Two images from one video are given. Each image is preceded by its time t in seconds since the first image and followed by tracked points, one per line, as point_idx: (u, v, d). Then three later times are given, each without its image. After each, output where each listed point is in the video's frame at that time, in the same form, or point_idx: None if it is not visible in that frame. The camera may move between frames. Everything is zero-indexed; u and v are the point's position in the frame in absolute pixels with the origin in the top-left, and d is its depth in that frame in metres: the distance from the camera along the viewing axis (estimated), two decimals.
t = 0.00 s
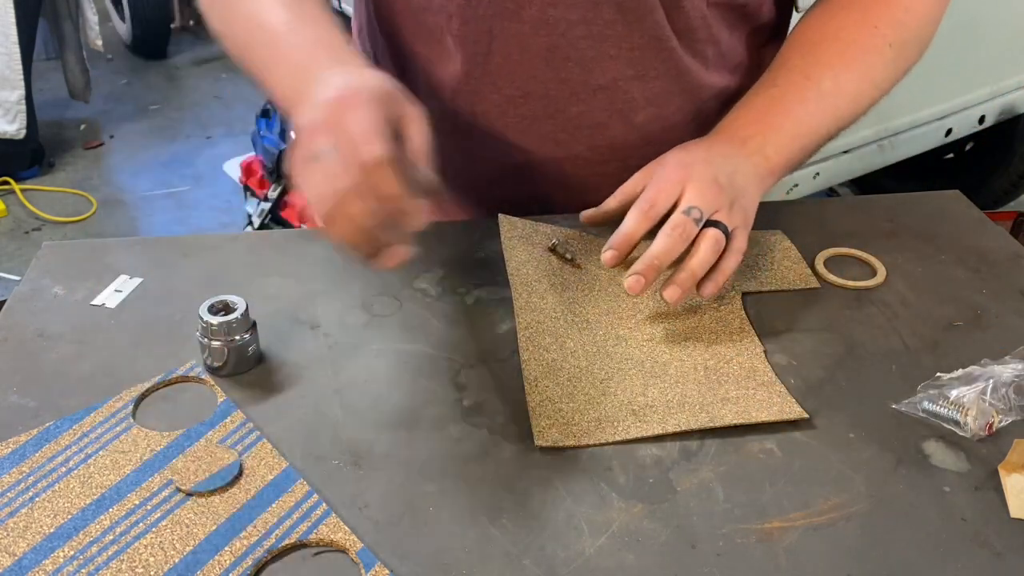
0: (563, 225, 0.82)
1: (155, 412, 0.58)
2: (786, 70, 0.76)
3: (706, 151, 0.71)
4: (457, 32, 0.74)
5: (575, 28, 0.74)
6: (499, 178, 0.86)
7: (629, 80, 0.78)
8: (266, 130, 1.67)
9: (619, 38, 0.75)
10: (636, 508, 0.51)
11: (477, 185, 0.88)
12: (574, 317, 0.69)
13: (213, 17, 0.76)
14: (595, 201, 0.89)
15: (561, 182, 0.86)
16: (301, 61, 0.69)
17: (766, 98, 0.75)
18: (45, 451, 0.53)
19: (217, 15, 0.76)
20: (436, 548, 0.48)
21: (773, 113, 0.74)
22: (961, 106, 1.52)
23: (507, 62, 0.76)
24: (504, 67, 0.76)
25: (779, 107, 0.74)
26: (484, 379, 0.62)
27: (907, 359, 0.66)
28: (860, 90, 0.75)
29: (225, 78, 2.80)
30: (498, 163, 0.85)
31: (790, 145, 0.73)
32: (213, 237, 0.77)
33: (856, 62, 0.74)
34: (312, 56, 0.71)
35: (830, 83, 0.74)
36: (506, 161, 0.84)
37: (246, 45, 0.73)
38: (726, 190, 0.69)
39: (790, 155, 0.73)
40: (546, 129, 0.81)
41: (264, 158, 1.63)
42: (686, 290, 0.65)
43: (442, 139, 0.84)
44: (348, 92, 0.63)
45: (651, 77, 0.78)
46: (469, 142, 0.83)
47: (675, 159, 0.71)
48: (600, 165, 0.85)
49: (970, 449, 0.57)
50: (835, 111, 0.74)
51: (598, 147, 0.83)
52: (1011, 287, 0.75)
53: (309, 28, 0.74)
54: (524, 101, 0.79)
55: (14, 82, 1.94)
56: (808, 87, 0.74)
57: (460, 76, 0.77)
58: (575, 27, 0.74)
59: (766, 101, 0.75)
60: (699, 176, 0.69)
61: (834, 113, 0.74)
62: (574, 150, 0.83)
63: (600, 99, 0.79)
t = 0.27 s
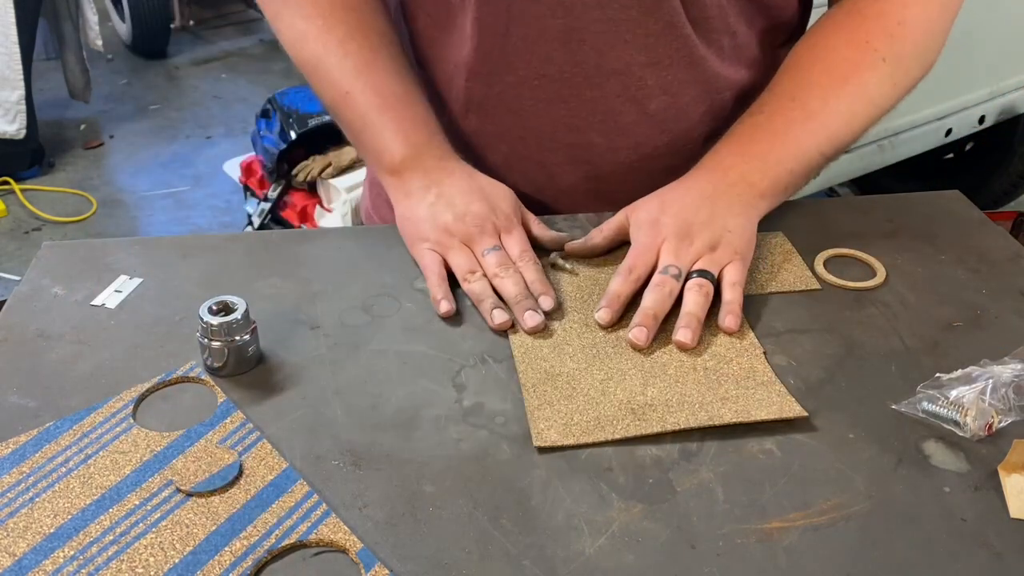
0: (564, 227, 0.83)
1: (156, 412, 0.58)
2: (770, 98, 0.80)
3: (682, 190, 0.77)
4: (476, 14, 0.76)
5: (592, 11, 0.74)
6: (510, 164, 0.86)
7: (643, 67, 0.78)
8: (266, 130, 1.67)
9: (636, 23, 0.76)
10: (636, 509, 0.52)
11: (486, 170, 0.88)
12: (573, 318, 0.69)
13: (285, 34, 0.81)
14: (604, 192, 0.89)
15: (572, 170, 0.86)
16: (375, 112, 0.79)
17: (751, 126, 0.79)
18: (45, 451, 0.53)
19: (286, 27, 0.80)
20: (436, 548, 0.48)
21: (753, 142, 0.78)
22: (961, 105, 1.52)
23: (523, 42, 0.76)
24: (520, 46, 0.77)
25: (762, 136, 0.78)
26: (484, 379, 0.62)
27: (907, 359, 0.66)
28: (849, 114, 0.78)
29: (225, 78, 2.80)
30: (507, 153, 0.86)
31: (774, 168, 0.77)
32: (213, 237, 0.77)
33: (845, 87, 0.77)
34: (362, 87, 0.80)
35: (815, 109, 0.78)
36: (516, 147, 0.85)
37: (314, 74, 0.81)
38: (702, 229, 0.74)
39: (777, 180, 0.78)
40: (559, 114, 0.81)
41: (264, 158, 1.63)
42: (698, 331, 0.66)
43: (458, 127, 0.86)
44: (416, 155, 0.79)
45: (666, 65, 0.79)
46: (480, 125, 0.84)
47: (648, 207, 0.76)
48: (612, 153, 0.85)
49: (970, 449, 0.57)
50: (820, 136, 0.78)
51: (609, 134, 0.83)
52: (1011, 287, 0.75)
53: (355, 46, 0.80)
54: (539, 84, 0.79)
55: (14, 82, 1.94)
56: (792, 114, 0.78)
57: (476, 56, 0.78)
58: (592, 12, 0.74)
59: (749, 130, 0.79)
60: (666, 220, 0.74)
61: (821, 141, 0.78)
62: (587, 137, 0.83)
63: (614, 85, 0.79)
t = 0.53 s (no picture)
0: (564, 227, 0.83)
1: (156, 412, 0.58)
2: (769, 96, 0.80)
3: (680, 191, 0.77)
4: (499, 6, 0.77)
5: (616, 2, 0.76)
6: (534, 156, 0.87)
7: (666, 56, 0.80)
8: (266, 130, 1.67)
9: (659, 13, 0.77)
10: (636, 509, 0.52)
11: (509, 163, 0.89)
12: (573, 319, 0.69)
13: (295, 31, 0.81)
14: (627, 181, 0.90)
15: (596, 161, 0.87)
16: (381, 112, 0.80)
17: (751, 125, 0.79)
18: (45, 452, 0.53)
19: (296, 24, 0.80)
20: (436, 548, 0.48)
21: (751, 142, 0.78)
22: (961, 105, 1.52)
23: (547, 34, 0.78)
24: (544, 37, 0.78)
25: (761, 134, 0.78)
26: (484, 380, 0.62)
27: (907, 359, 0.66)
28: (849, 109, 0.78)
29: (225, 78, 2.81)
30: (530, 147, 0.87)
31: (775, 165, 0.78)
32: (213, 237, 0.77)
33: (845, 82, 0.77)
34: (368, 86, 0.80)
35: (815, 105, 0.78)
36: (541, 138, 0.86)
37: (321, 72, 0.81)
38: (701, 229, 0.74)
39: (779, 178, 0.78)
40: (583, 104, 0.83)
41: (264, 158, 1.63)
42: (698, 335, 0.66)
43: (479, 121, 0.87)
44: (418, 159, 0.79)
45: (688, 53, 0.80)
46: (504, 118, 0.85)
47: (646, 208, 0.76)
48: (636, 142, 0.86)
49: (970, 449, 0.57)
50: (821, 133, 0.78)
51: (633, 122, 0.84)
52: (1011, 287, 0.75)
53: (365, 44, 0.80)
54: (564, 74, 0.81)
55: (14, 82, 1.94)
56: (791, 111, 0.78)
57: (500, 49, 0.79)
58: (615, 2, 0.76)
59: (750, 129, 0.79)
60: (665, 221, 0.74)
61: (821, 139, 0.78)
62: (611, 126, 0.84)
63: (638, 75, 0.81)
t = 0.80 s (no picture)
0: (564, 227, 0.83)
1: (156, 412, 0.58)
2: (766, 95, 0.80)
3: (678, 192, 0.77)
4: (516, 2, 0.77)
5: None
6: (547, 152, 0.87)
7: (680, 51, 0.80)
8: (266, 130, 1.67)
9: (674, 9, 0.78)
10: (636, 508, 0.52)
11: (523, 159, 0.89)
12: (573, 318, 0.69)
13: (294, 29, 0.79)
14: (640, 176, 0.90)
15: (610, 156, 0.87)
16: (376, 106, 0.75)
17: (750, 124, 0.79)
18: (45, 452, 0.53)
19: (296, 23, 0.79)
20: (435, 548, 0.48)
21: (749, 140, 0.78)
22: (960, 106, 1.52)
23: (563, 31, 0.78)
24: (560, 34, 0.79)
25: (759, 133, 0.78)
26: (484, 379, 0.62)
27: (907, 359, 0.66)
28: (846, 109, 0.78)
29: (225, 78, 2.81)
30: (544, 143, 0.87)
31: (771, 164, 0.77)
32: (212, 237, 0.77)
33: (842, 81, 0.77)
34: (364, 77, 0.76)
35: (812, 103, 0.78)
36: (556, 134, 0.86)
37: (318, 67, 0.78)
38: (700, 230, 0.74)
39: (777, 177, 0.78)
40: (597, 100, 0.83)
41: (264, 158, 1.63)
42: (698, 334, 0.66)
43: (491, 118, 0.87)
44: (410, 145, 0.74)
45: (702, 49, 0.80)
46: (519, 115, 0.85)
47: (643, 211, 0.75)
48: (651, 137, 0.86)
49: (970, 449, 0.57)
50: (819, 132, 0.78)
51: (648, 117, 0.85)
52: (1011, 287, 0.75)
53: (360, 37, 0.77)
54: (578, 71, 0.81)
55: (14, 82, 1.94)
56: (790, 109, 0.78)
57: (516, 46, 0.80)
58: None
59: (749, 129, 0.79)
60: (665, 221, 0.74)
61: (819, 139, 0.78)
62: (625, 122, 0.84)
63: (654, 71, 0.81)
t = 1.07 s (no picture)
0: (564, 227, 0.83)
1: (156, 412, 0.58)
2: (767, 95, 0.80)
3: (678, 191, 0.77)
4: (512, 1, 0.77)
5: None
6: (541, 150, 0.88)
7: (675, 52, 0.80)
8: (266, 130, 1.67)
9: (668, 9, 0.77)
10: (636, 508, 0.52)
11: (517, 156, 0.89)
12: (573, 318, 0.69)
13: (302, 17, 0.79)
14: (634, 175, 0.90)
15: (603, 155, 0.88)
16: (381, 85, 0.74)
17: (750, 124, 0.79)
18: (45, 451, 0.53)
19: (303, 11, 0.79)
20: (435, 548, 0.48)
21: (750, 140, 0.78)
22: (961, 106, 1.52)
23: (558, 31, 0.78)
24: (555, 34, 0.78)
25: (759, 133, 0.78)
26: (484, 379, 0.62)
27: (907, 359, 0.66)
28: (847, 108, 0.78)
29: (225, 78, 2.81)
30: (538, 140, 0.87)
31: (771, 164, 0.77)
32: (213, 237, 0.77)
33: (843, 80, 0.77)
34: (371, 58, 0.75)
35: (813, 103, 0.78)
36: (550, 132, 0.86)
37: (326, 50, 0.78)
38: (700, 230, 0.74)
39: (778, 178, 0.78)
40: (592, 100, 0.83)
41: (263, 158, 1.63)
42: (698, 334, 0.66)
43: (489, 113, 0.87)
44: (418, 125, 0.73)
45: (697, 50, 0.80)
46: (513, 112, 0.85)
47: (643, 210, 0.76)
48: (644, 137, 0.86)
49: (970, 449, 0.57)
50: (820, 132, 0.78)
51: (641, 117, 0.84)
52: (1011, 287, 0.75)
53: (366, 20, 0.77)
54: (572, 70, 0.81)
55: (14, 82, 1.94)
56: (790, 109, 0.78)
57: (511, 45, 0.80)
58: None
59: (750, 129, 0.79)
60: (665, 221, 0.74)
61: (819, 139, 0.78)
62: (618, 121, 0.84)
63: (647, 70, 0.81)
